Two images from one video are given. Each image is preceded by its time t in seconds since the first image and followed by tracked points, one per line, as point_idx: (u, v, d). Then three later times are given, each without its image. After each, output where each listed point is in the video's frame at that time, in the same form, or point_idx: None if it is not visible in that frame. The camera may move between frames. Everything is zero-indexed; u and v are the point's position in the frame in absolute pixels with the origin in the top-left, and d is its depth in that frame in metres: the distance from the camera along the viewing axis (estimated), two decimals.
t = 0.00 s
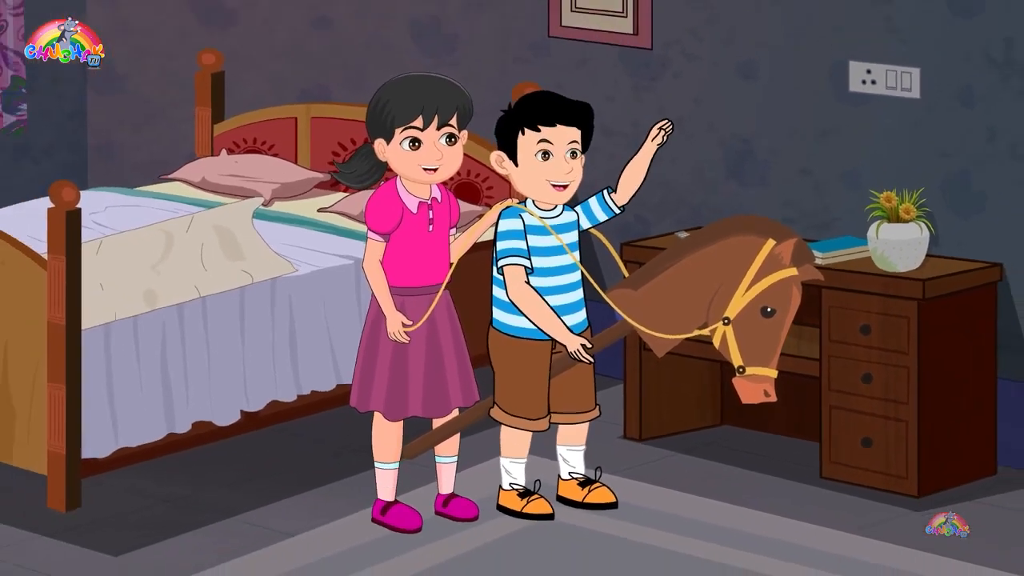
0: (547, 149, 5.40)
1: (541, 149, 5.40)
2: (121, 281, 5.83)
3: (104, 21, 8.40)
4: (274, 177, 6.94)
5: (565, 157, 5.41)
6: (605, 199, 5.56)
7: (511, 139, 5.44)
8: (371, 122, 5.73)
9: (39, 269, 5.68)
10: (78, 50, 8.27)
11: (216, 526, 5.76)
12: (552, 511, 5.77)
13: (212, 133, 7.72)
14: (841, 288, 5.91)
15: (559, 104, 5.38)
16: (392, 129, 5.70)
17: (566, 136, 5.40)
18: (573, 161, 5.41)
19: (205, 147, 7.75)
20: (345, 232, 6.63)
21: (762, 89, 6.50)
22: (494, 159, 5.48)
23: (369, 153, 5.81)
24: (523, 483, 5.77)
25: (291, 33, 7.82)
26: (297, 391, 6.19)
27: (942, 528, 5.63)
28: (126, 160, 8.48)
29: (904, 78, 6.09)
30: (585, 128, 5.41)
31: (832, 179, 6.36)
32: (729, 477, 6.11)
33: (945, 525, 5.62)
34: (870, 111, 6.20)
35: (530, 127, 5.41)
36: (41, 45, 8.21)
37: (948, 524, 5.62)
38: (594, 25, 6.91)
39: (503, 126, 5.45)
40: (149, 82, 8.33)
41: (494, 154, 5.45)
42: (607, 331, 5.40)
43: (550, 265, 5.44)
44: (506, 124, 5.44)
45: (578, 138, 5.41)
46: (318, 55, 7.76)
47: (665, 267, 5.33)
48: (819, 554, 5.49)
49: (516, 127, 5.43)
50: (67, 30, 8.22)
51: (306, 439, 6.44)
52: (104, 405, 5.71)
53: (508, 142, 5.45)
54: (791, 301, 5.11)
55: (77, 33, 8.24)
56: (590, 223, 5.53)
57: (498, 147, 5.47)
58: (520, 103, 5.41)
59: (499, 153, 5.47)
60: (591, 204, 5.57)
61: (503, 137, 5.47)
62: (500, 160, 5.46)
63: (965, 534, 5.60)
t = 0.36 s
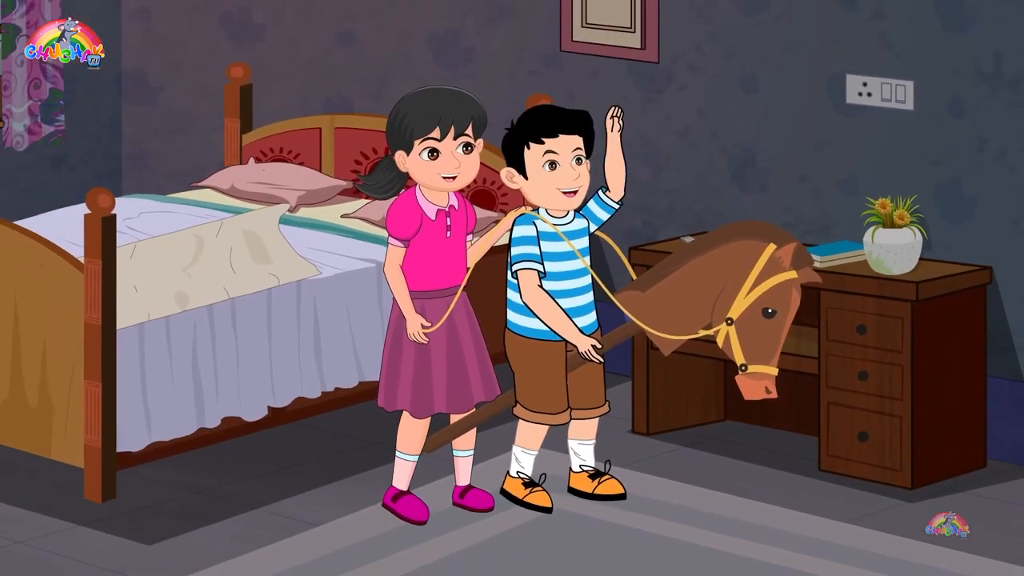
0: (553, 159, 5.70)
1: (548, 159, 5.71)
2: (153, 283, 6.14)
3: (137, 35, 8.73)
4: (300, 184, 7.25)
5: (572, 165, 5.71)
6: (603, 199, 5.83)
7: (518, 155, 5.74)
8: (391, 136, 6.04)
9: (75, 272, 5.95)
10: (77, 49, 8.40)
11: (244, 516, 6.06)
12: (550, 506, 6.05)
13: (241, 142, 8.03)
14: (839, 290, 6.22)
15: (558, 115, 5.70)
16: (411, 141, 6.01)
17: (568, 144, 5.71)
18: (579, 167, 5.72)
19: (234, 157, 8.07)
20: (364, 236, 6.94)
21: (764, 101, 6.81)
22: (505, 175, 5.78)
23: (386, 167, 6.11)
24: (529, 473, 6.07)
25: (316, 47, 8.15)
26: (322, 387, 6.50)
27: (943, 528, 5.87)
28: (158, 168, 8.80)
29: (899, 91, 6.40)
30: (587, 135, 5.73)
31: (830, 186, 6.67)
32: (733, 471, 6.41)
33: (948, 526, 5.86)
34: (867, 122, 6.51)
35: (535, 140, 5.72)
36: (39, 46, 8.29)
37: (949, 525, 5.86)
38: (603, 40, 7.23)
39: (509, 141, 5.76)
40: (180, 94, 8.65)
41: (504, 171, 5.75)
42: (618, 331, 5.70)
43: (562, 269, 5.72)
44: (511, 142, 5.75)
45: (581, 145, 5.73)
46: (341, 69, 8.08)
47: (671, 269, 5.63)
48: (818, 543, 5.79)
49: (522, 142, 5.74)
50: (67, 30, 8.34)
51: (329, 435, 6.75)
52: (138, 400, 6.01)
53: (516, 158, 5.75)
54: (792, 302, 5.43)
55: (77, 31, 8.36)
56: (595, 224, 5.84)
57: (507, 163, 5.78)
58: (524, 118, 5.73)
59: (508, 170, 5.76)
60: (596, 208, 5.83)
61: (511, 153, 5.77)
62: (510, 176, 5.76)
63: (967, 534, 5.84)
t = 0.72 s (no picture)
0: (563, 158, 5.67)
1: (558, 158, 5.68)
2: (153, 283, 6.14)
3: (137, 35, 8.72)
4: (300, 184, 7.26)
5: (580, 168, 5.68)
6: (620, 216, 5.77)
7: (530, 145, 5.71)
8: (392, 130, 6.04)
9: (75, 272, 5.96)
10: (77, 49, 8.40)
11: (243, 516, 6.06)
12: (566, 502, 6.06)
13: (241, 142, 8.04)
14: (839, 290, 6.22)
15: (579, 117, 5.65)
16: (413, 137, 6.01)
17: (583, 148, 5.68)
18: (586, 172, 5.69)
19: (234, 156, 8.07)
20: (363, 237, 6.94)
21: (764, 101, 6.81)
22: (512, 163, 5.76)
23: (386, 161, 6.11)
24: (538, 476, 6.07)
25: (316, 48, 8.14)
26: (322, 387, 6.49)
27: (943, 528, 5.87)
28: (157, 168, 8.80)
29: (899, 91, 6.40)
30: (601, 143, 5.69)
31: (829, 186, 6.67)
32: (733, 471, 6.41)
33: (948, 527, 5.86)
34: (866, 122, 6.51)
35: (549, 135, 5.69)
36: (39, 45, 8.28)
37: (949, 525, 5.87)
38: (604, 40, 7.23)
39: (523, 132, 5.72)
40: (179, 93, 8.65)
41: (512, 159, 5.73)
42: (617, 330, 5.70)
43: (562, 268, 5.70)
44: (525, 131, 5.71)
45: (594, 150, 5.69)
46: (342, 70, 8.07)
47: (671, 269, 5.64)
48: (817, 544, 5.79)
49: (535, 135, 5.70)
50: (67, 30, 8.33)
51: (329, 435, 6.74)
52: (139, 399, 6.01)
53: (527, 148, 5.72)
54: (791, 302, 5.43)
55: (78, 30, 8.35)
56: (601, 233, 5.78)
57: (517, 151, 5.75)
58: (542, 112, 5.68)
59: (517, 158, 5.74)
60: (605, 216, 5.79)
61: (522, 142, 5.74)
62: (517, 165, 5.74)
63: (967, 534, 5.84)
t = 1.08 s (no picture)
0: (569, 158, 5.42)
1: (562, 157, 5.43)
2: (137, 286, 5.91)
3: (120, 29, 8.49)
4: (289, 184, 7.03)
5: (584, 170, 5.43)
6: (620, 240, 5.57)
7: (536, 140, 5.46)
8: (388, 124, 5.81)
9: (57, 275, 5.75)
10: (76, 48, 8.44)
11: (230, 529, 5.83)
12: (566, 513, 5.83)
13: (228, 141, 7.79)
14: (849, 294, 5.99)
15: (590, 117, 5.42)
16: (408, 133, 5.77)
17: (591, 151, 5.43)
18: (590, 175, 5.44)
19: (220, 154, 7.81)
20: (356, 238, 6.71)
21: (770, 97, 6.58)
22: (515, 156, 5.51)
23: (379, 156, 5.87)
24: (536, 487, 5.85)
25: (306, 43, 7.92)
26: (312, 394, 6.27)
27: (943, 529, 5.72)
28: (142, 167, 8.58)
29: (910, 87, 6.17)
30: (609, 147, 5.44)
31: (837, 186, 6.45)
32: (738, 481, 6.18)
33: (948, 526, 5.71)
34: (876, 120, 6.29)
35: (556, 133, 5.44)
36: (38, 44, 8.30)
37: (949, 525, 5.72)
38: (604, 34, 7.00)
39: (530, 126, 5.48)
40: (166, 90, 8.42)
41: (515, 151, 5.48)
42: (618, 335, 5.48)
43: (560, 270, 5.47)
44: (533, 126, 5.47)
45: (601, 154, 5.44)
46: (334, 66, 7.85)
47: (674, 273, 5.41)
48: (826, 557, 5.56)
49: (541, 131, 5.45)
50: (67, 30, 8.38)
51: (320, 444, 6.52)
52: (121, 407, 5.79)
53: (532, 143, 5.48)
54: (799, 306, 5.21)
55: (78, 30, 8.41)
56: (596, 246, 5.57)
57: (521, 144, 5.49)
58: (552, 108, 5.44)
59: (521, 151, 5.49)
60: (605, 230, 5.58)
61: (528, 137, 5.49)
62: (520, 158, 5.49)
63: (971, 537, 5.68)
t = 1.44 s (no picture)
0: (562, 155, 5.06)
1: (555, 154, 5.07)
2: (110, 291, 5.58)
3: (94, 18, 8.15)
4: (271, 184, 6.69)
5: (580, 165, 5.07)
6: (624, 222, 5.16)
7: (525, 141, 5.10)
8: (374, 122, 5.46)
9: (25, 280, 5.43)
10: (77, 50, 7.97)
11: (208, 549, 5.49)
12: (565, 532, 5.49)
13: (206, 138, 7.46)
14: (865, 300, 5.65)
15: (580, 110, 5.05)
16: (396, 132, 5.43)
17: (583, 144, 5.06)
18: (587, 170, 5.08)
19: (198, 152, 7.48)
20: (343, 242, 6.37)
21: (780, 92, 6.24)
22: (505, 161, 5.14)
23: (368, 157, 5.52)
24: (533, 505, 5.51)
25: (292, 36, 7.57)
26: (296, 407, 5.91)
27: (942, 528, 5.54)
28: (119, 166, 8.22)
29: (929, 80, 5.83)
30: (603, 139, 5.08)
31: (851, 185, 6.11)
32: (747, 498, 5.83)
33: (947, 527, 5.53)
34: (893, 116, 5.95)
35: (546, 130, 5.08)
36: (40, 47, 7.93)
37: (948, 525, 5.53)
38: (605, 25, 6.66)
39: (517, 126, 5.11)
40: (145, 84, 8.07)
41: (505, 156, 5.11)
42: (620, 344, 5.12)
43: (559, 275, 5.12)
44: (520, 125, 5.10)
45: (595, 147, 5.07)
46: (320, 59, 7.51)
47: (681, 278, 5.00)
48: None
49: (530, 130, 5.09)
50: (67, 30, 7.92)
51: (304, 458, 6.17)
52: (93, 420, 5.45)
53: (521, 144, 5.12)
54: (810, 313, 4.89)
55: (77, 30, 7.94)
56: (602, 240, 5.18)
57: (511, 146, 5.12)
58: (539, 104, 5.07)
59: (511, 155, 5.12)
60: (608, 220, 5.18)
61: (516, 136, 5.13)
62: (512, 161, 5.12)
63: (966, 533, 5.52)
